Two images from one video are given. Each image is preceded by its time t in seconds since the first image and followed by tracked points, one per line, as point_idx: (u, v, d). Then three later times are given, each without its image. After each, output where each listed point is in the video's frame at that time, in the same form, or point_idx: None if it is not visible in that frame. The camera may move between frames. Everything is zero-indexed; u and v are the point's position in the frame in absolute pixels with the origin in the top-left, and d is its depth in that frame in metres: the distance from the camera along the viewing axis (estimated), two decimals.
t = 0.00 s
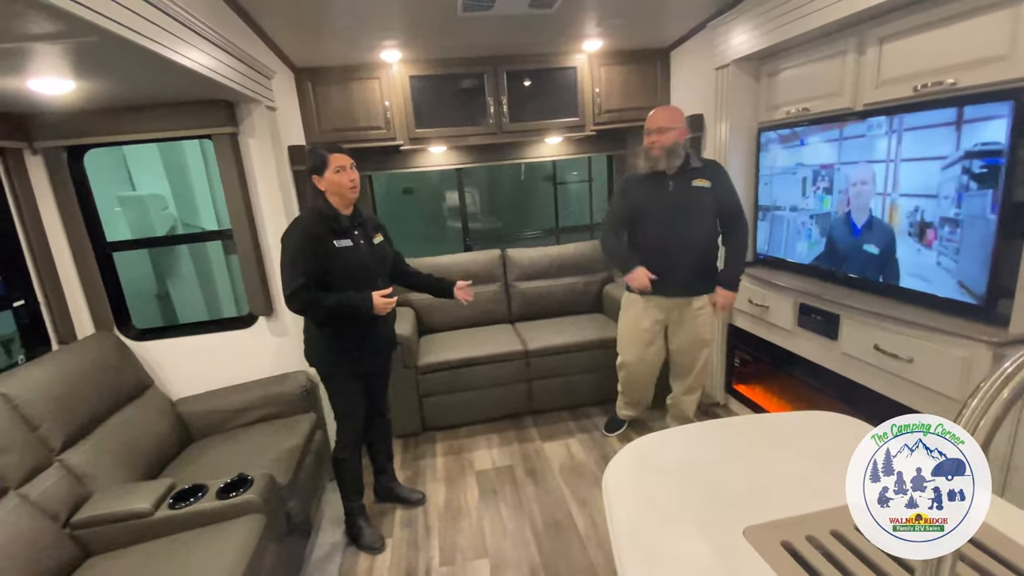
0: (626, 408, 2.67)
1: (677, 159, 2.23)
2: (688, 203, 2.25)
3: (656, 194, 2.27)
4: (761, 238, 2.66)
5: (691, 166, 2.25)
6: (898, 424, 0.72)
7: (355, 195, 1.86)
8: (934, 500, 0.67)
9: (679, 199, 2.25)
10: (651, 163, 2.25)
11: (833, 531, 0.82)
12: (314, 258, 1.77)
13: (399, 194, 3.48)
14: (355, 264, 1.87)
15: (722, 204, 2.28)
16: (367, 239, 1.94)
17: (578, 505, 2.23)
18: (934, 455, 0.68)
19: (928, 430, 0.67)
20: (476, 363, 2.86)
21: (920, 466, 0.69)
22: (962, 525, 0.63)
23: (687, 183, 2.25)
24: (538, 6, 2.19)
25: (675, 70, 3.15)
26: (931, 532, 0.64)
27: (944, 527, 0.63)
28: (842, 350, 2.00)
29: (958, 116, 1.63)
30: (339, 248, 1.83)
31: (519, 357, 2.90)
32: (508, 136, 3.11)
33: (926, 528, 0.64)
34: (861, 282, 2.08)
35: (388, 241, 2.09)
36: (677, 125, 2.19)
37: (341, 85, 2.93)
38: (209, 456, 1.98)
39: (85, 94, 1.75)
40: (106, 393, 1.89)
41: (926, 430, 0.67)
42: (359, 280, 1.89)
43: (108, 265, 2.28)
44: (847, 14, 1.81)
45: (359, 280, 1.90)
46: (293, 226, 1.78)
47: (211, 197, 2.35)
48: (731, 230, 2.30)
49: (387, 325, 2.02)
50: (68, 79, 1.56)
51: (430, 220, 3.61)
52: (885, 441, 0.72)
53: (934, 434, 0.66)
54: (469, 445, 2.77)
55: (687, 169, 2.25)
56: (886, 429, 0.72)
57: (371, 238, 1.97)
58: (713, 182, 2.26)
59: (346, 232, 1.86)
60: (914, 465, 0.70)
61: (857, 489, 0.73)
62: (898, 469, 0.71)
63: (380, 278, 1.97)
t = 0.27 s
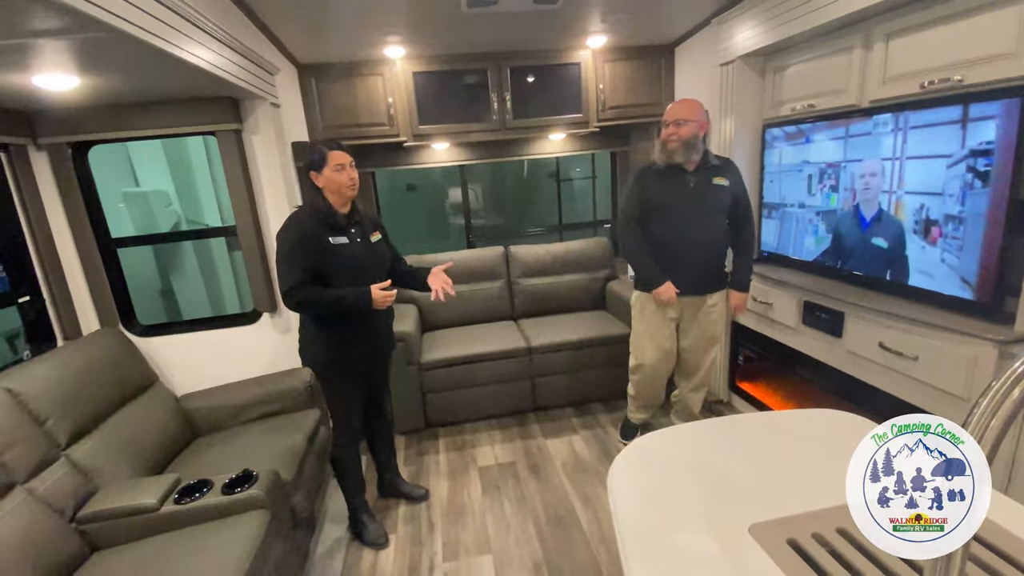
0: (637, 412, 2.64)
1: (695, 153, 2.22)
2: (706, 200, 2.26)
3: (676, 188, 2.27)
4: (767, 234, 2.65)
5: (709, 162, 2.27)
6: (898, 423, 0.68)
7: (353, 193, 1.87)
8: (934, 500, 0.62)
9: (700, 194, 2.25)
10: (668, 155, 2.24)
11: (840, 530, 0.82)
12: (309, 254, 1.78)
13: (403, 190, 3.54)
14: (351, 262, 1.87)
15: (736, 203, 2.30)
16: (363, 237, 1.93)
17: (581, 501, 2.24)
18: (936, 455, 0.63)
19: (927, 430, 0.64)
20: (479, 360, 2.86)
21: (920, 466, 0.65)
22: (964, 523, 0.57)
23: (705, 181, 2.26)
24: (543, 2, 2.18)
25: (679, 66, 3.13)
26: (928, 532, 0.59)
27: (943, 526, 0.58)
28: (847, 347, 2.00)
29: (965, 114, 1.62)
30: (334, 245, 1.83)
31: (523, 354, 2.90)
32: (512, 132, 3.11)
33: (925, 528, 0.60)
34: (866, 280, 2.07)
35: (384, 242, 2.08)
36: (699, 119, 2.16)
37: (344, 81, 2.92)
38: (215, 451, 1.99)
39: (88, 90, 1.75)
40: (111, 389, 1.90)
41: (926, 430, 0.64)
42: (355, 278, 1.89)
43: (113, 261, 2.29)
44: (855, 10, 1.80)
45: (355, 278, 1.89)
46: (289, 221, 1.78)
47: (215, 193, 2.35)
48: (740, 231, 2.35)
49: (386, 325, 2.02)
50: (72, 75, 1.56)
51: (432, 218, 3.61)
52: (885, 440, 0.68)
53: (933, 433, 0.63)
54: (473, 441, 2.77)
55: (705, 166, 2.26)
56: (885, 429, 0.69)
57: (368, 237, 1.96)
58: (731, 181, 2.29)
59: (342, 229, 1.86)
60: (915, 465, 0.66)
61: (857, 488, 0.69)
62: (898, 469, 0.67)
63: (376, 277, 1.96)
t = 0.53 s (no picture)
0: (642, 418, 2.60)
1: (702, 152, 2.20)
2: (710, 200, 2.24)
3: (677, 189, 2.27)
4: (769, 233, 2.65)
5: (718, 163, 2.23)
6: (898, 423, 0.71)
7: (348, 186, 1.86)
8: (934, 500, 0.65)
9: (702, 196, 2.24)
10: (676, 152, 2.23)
11: (845, 525, 0.82)
12: (301, 252, 1.75)
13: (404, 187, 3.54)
14: (344, 261, 1.84)
15: (742, 204, 2.28)
16: (357, 235, 1.90)
17: (581, 497, 2.24)
18: (935, 455, 0.67)
19: (928, 430, 0.68)
20: (479, 357, 2.86)
21: (920, 466, 0.69)
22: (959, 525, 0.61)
23: (710, 181, 2.24)
24: None
25: (682, 64, 3.13)
26: (930, 533, 0.65)
27: (942, 527, 0.62)
28: (848, 346, 2.00)
29: (968, 115, 1.63)
30: (327, 244, 1.80)
31: (523, 351, 2.90)
32: (513, 128, 3.10)
33: (926, 528, 0.65)
34: (867, 278, 2.08)
35: (380, 238, 2.06)
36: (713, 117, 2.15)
37: (346, 76, 2.91)
38: (215, 445, 1.99)
39: (90, 81, 1.74)
40: (111, 382, 1.90)
41: (926, 430, 0.68)
42: (348, 277, 1.86)
43: (113, 254, 2.28)
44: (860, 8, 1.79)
45: (348, 278, 1.86)
46: (281, 217, 1.75)
47: (216, 187, 2.35)
48: (748, 232, 2.32)
49: (382, 324, 2.01)
50: (75, 66, 1.55)
51: (432, 215, 3.63)
52: (885, 440, 0.72)
53: (933, 433, 0.67)
54: (472, 437, 2.77)
55: (712, 165, 2.24)
56: (886, 429, 0.72)
57: (362, 235, 1.93)
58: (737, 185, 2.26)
59: (334, 227, 1.83)
60: (915, 464, 0.69)
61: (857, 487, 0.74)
62: (898, 469, 0.70)
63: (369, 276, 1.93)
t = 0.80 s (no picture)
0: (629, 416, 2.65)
1: (702, 158, 2.19)
2: (704, 207, 2.24)
3: (673, 194, 2.29)
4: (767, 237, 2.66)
5: (717, 170, 2.22)
6: (898, 423, 0.68)
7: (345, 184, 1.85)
8: (934, 500, 0.63)
9: (696, 203, 2.24)
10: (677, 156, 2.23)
11: (851, 528, 0.82)
12: (298, 253, 1.72)
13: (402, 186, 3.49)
14: (342, 262, 1.82)
15: (742, 212, 2.24)
16: (353, 236, 1.89)
17: (578, 499, 2.24)
18: (935, 454, 0.64)
19: (927, 430, 0.65)
20: (477, 357, 2.85)
21: (920, 466, 0.66)
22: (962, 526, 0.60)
23: (705, 188, 2.23)
24: None
25: (683, 68, 3.14)
26: (931, 533, 0.63)
27: (946, 528, 0.62)
28: (847, 351, 2.01)
29: (968, 123, 1.64)
30: (325, 246, 1.77)
31: (521, 352, 2.89)
32: (514, 129, 3.10)
33: (926, 528, 0.64)
34: (864, 284, 2.09)
35: (373, 238, 2.05)
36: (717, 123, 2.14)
37: (346, 74, 2.90)
38: (211, 444, 1.97)
39: (88, 73, 1.72)
40: (105, 378, 1.87)
41: (926, 430, 0.65)
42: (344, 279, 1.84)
43: (108, 249, 2.25)
44: (862, 15, 1.81)
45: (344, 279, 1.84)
46: (275, 217, 1.72)
47: (212, 184, 2.34)
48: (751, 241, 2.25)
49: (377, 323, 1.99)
50: (74, 57, 1.53)
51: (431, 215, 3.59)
52: (885, 440, 0.69)
53: (933, 434, 0.64)
54: (469, 438, 2.76)
55: (709, 172, 2.22)
56: (885, 429, 0.69)
57: (357, 235, 1.92)
58: (734, 193, 2.23)
59: (330, 229, 1.81)
60: (915, 464, 0.66)
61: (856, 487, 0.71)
62: (898, 469, 0.68)
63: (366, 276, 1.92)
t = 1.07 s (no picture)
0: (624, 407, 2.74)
1: (696, 164, 2.20)
2: (693, 213, 2.25)
3: (665, 201, 2.32)
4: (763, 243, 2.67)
5: (710, 176, 2.22)
6: (899, 424, 0.79)
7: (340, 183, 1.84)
8: (934, 500, 0.73)
9: (686, 208, 2.26)
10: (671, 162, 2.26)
11: (857, 533, 0.81)
12: (297, 254, 1.70)
13: (399, 187, 3.46)
14: (341, 263, 1.81)
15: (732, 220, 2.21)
16: (349, 236, 1.90)
17: (574, 503, 2.23)
18: (934, 455, 0.74)
19: (927, 430, 0.74)
20: (473, 360, 2.84)
21: (920, 466, 0.75)
22: (960, 526, 0.70)
23: (694, 194, 2.24)
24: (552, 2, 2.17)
25: (681, 75, 3.16)
26: (931, 533, 0.72)
27: (944, 528, 0.71)
28: (842, 357, 2.03)
29: (965, 134, 1.66)
30: (326, 246, 1.76)
31: (517, 355, 2.88)
32: (513, 132, 3.10)
33: (926, 528, 0.72)
34: (858, 290, 2.12)
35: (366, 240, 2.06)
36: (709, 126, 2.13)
37: (345, 74, 2.89)
38: (203, 444, 1.94)
39: (87, 67, 1.70)
40: (97, 377, 1.84)
41: (926, 430, 0.74)
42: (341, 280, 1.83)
43: (101, 246, 2.22)
44: (861, 24, 1.83)
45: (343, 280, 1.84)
46: (273, 216, 1.69)
47: (206, 183, 2.32)
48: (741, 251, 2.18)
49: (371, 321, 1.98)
50: (72, 50, 1.51)
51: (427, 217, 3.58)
52: (885, 440, 0.80)
53: (934, 434, 0.73)
54: (464, 441, 2.75)
55: (700, 178, 2.23)
56: (888, 431, 0.80)
57: (353, 236, 1.93)
58: (726, 199, 2.21)
59: (330, 229, 1.80)
60: (914, 464, 0.76)
61: (859, 489, 0.80)
62: (898, 469, 0.77)
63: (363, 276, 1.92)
